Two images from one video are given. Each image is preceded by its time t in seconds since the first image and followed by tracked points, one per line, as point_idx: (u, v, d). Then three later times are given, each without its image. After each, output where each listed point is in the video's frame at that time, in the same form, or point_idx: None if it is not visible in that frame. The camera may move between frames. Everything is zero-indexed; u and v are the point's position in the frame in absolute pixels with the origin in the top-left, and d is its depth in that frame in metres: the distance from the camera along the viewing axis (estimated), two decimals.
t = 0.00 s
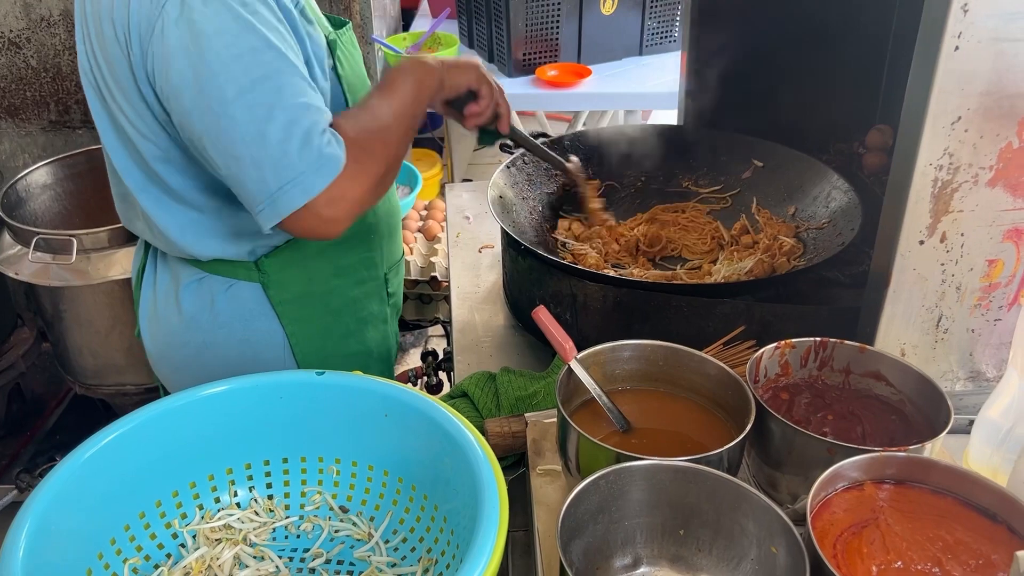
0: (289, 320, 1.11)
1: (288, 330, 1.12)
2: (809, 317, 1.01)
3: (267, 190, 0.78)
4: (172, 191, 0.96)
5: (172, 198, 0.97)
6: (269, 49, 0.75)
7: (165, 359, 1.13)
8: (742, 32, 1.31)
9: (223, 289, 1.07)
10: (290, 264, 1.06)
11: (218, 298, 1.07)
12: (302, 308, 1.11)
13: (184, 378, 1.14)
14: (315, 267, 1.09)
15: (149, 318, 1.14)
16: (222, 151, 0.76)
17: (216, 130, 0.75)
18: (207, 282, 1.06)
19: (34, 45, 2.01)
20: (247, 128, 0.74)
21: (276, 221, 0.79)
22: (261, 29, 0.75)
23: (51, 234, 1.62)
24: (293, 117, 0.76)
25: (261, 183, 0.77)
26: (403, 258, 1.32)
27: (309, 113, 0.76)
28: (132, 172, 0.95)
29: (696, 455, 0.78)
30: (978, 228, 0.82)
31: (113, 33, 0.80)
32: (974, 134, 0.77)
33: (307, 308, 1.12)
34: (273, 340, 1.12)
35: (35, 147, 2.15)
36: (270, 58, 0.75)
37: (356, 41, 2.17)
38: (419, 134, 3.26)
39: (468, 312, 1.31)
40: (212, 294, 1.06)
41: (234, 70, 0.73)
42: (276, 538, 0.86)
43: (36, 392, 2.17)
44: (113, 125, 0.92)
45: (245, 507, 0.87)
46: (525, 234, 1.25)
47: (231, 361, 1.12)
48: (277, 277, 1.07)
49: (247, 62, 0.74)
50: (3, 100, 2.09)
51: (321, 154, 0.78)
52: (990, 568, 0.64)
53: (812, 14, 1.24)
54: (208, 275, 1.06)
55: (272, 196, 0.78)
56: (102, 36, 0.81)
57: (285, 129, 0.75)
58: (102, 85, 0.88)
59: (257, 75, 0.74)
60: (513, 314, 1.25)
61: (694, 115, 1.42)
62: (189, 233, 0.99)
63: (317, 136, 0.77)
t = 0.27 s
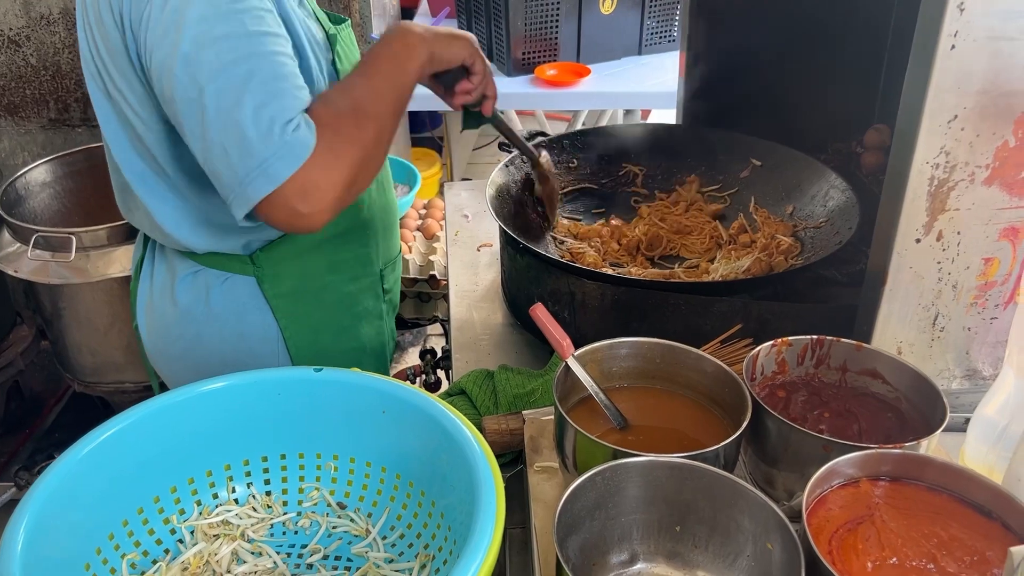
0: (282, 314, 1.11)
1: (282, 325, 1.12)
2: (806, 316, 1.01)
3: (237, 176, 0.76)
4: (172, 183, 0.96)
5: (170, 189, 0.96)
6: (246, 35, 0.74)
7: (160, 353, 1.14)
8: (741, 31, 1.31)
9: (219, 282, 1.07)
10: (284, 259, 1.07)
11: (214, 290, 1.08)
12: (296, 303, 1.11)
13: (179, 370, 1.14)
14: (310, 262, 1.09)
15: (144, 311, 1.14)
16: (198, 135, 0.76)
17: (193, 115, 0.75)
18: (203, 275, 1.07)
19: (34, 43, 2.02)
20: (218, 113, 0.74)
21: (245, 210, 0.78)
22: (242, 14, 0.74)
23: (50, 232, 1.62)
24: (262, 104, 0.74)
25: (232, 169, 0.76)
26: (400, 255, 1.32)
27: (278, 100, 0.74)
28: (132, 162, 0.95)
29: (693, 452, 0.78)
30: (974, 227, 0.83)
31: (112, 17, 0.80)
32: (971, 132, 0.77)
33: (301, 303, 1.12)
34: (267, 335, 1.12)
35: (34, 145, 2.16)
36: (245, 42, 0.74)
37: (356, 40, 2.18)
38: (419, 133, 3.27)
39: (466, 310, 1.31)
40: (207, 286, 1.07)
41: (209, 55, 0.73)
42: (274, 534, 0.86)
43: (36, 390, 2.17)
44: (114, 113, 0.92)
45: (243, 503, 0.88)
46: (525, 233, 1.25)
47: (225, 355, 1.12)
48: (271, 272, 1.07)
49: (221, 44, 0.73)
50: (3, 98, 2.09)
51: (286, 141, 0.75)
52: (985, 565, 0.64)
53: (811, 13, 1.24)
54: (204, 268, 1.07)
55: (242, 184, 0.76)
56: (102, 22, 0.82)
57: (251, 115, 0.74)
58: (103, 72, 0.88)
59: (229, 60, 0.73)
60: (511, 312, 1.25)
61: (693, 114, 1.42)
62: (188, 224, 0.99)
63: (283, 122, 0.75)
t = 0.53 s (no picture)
0: (270, 315, 1.11)
1: (271, 325, 1.12)
2: (802, 316, 1.01)
3: (236, 177, 0.76)
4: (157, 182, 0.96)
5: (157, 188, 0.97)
6: (251, 39, 0.75)
7: (151, 350, 1.15)
8: (739, 31, 1.31)
9: (207, 281, 1.08)
10: (270, 259, 1.06)
11: (201, 290, 1.08)
12: (284, 304, 1.11)
13: (171, 368, 1.14)
14: (298, 263, 1.09)
15: (137, 309, 1.15)
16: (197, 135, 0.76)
17: (193, 113, 0.74)
18: (192, 274, 1.08)
19: (33, 42, 2.02)
20: (222, 112, 0.74)
21: (244, 211, 0.78)
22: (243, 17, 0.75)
23: (48, 230, 1.62)
24: (269, 107, 0.75)
25: (231, 169, 0.76)
26: (397, 255, 1.32)
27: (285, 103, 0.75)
28: (120, 163, 0.95)
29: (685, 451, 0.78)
30: (969, 227, 0.82)
31: (103, 17, 0.80)
32: (965, 132, 0.77)
33: (292, 303, 1.12)
34: (254, 336, 1.12)
35: (33, 143, 2.16)
36: (249, 46, 0.74)
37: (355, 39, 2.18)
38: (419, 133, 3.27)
39: (462, 309, 1.31)
40: (195, 286, 1.08)
41: (211, 54, 0.73)
42: (267, 532, 0.86)
43: (34, 388, 2.17)
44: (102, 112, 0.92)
45: (236, 500, 0.87)
46: (519, 230, 1.25)
47: (213, 355, 1.13)
48: (259, 271, 1.07)
49: (226, 48, 0.73)
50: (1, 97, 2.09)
51: (295, 142, 0.76)
52: (977, 565, 0.64)
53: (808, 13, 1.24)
54: (193, 267, 1.08)
55: (241, 184, 0.76)
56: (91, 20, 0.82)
57: (258, 117, 0.75)
58: (91, 71, 0.88)
59: (234, 61, 0.74)
60: (507, 311, 1.25)
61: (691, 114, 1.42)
62: (172, 223, 1.00)
63: (291, 124, 0.76)
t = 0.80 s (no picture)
0: (275, 318, 1.11)
1: (275, 328, 1.12)
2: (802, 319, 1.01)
3: (237, 151, 0.74)
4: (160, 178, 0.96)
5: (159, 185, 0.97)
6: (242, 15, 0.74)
7: (153, 353, 1.15)
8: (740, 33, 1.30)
9: (212, 285, 1.08)
10: (276, 264, 1.06)
11: (207, 293, 1.08)
12: (289, 307, 1.11)
13: (173, 370, 1.14)
14: (303, 266, 1.09)
15: (140, 311, 1.14)
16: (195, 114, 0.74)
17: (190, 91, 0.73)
18: (197, 276, 1.08)
19: (35, 41, 2.02)
20: (216, 84, 0.72)
21: (247, 184, 0.75)
22: None
23: (49, 230, 1.62)
24: (260, 75, 0.73)
25: (231, 143, 0.74)
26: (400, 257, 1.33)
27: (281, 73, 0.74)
28: (120, 157, 0.95)
29: (684, 455, 0.78)
30: (969, 231, 0.82)
31: (101, 16, 0.80)
32: (965, 136, 0.77)
33: (296, 306, 1.12)
34: (260, 338, 1.12)
35: (35, 142, 2.16)
36: (242, 22, 0.73)
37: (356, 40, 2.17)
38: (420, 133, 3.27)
39: (462, 311, 1.31)
40: (200, 289, 1.08)
41: (206, 30, 0.72)
42: (266, 534, 0.86)
43: (35, 387, 2.17)
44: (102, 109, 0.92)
45: (235, 502, 0.88)
46: (520, 233, 1.25)
47: (218, 357, 1.13)
48: (265, 274, 1.06)
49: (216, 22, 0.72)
50: (3, 96, 2.09)
51: (290, 110, 0.74)
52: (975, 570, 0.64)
53: (808, 17, 1.24)
54: (198, 270, 1.07)
55: (242, 157, 0.74)
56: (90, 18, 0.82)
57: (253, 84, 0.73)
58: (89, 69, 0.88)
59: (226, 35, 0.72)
60: (507, 313, 1.25)
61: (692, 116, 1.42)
62: (177, 222, 0.99)
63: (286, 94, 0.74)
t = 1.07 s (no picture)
0: (290, 321, 1.11)
1: (290, 331, 1.12)
2: (798, 328, 1.01)
3: (269, 156, 0.74)
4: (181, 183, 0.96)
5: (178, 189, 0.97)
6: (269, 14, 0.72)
7: (164, 361, 1.14)
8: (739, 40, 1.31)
9: (227, 290, 1.08)
10: (291, 267, 1.06)
11: (222, 299, 1.08)
12: (304, 309, 1.12)
13: (174, 377, 1.15)
14: (315, 269, 1.09)
15: (147, 319, 1.14)
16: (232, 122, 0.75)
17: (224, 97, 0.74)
18: (210, 283, 1.07)
19: (38, 45, 2.03)
20: (245, 89, 0.72)
21: (278, 190, 0.75)
22: None
23: (50, 234, 1.63)
24: (289, 75, 0.71)
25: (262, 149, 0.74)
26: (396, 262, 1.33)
27: (308, 68, 0.72)
28: (139, 162, 0.95)
29: (679, 465, 0.78)
30: (964, 242, 0.83)
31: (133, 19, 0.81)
32: (960, 148, 0.77)
33: (310, 309, 1.12)
34: (258, 345, 1.12)
35: (37, 145, 2.17)
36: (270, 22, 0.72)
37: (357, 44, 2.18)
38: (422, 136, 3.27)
39: (461, 317, 1.32)
40: (214, 295, 1.08)
41: (234, 32, 0.71)
42: (261, 541, 0.86)
43: (36, 389, 2.18)
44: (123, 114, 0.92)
45: (232, 510, 0.88)
46: (520, 239, 1.25)
47: (231, 360, 1.13)
48: (281, 279, 1.06)
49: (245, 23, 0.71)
50: (6, 99, 2.10)
51: (318, 110, 0.72)
52: None
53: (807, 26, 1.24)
54: (211, 276, 1.07)
55: (273, 164, 0.74)
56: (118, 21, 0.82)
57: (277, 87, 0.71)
58: (113, 75, 0.88)
59: (254, 37, 0.71)
60: (506, 319, 1.25)
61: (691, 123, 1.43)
62: (193, 229, 0.99)
63: (311, 91, 0.72)
